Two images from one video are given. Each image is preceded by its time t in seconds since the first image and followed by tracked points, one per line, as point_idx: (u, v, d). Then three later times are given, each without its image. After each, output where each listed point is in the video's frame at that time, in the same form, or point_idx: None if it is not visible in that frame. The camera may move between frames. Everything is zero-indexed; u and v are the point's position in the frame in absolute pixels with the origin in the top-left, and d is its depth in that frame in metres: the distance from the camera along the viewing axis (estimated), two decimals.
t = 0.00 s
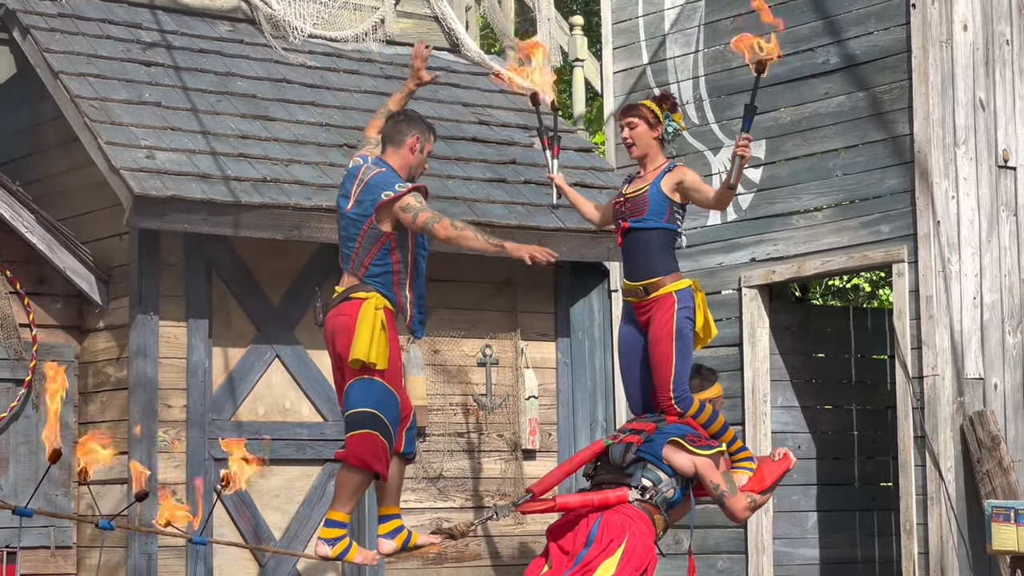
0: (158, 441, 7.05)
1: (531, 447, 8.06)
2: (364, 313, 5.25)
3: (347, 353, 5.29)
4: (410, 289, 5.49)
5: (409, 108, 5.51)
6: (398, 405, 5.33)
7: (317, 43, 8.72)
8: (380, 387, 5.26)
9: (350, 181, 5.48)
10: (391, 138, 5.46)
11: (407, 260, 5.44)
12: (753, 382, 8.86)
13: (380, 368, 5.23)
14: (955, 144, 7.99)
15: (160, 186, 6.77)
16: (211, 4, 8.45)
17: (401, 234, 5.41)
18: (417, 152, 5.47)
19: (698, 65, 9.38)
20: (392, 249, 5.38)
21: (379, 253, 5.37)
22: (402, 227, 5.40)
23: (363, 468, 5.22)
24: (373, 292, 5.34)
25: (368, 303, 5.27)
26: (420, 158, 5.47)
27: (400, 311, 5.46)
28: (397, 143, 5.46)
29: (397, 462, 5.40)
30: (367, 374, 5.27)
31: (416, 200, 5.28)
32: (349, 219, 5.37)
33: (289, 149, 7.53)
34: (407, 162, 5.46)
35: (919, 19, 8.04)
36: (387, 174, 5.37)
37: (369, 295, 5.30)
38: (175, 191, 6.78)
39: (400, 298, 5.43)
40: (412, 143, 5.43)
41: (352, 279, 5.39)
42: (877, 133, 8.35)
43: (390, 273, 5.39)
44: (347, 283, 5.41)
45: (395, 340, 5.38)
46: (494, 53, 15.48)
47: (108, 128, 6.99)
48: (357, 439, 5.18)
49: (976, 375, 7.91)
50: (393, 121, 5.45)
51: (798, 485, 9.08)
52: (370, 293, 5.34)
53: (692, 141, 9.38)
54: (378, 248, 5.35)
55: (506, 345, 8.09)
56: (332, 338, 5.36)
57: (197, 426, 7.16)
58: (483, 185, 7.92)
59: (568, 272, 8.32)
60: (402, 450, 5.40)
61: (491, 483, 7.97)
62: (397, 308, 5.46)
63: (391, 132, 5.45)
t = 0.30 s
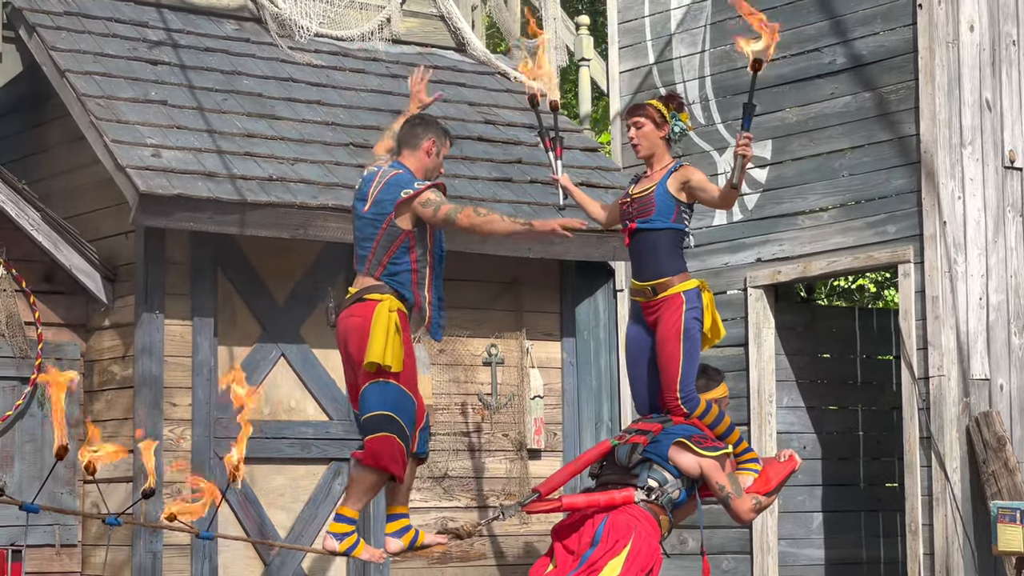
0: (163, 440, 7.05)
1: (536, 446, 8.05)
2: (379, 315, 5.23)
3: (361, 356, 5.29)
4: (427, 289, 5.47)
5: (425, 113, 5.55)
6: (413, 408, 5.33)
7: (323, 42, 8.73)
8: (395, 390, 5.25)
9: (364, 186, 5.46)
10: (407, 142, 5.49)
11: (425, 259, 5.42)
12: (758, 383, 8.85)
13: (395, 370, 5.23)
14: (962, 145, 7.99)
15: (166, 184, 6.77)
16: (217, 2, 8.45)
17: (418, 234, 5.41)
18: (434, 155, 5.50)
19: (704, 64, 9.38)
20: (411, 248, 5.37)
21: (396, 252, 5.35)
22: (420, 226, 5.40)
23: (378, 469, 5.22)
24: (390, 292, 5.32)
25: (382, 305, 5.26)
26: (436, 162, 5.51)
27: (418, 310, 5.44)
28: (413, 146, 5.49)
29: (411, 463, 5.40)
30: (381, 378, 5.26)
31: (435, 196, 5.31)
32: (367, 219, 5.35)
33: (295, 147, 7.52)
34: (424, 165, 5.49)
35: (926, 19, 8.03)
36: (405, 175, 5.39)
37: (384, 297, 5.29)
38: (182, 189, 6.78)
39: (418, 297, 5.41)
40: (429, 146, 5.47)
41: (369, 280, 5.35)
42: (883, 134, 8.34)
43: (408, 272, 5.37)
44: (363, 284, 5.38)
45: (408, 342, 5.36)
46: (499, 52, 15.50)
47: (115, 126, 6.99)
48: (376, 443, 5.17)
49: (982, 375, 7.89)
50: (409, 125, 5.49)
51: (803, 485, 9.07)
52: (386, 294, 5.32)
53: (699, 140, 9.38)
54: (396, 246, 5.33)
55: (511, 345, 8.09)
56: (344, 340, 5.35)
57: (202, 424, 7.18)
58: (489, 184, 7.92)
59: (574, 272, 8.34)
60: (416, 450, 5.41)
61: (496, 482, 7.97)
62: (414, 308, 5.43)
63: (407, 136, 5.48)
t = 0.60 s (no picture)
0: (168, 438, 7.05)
1: (540, 445, 8.05)
2: (384, 322, 5.24)
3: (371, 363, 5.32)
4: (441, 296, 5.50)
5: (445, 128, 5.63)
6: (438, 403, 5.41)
7: (328, 40, 8.73)
8: (416, 393, 5.33)
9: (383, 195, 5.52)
10: (426, 154, 5.55)
11: (438, 264, 5.45)
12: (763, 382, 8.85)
13: (403, 376, 5.28)
14: (967, 144, 7.99)
15: (171, 182, 6.77)
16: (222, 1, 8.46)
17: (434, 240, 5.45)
18: (452, 169, 5.56)
19: (709, 63, 9.37)
20: (426, 253, 5.40)
21: (411, 256, 5.39)
22: (437, 233, 5.44)
23: (408, 468, 5.29)
24: (399, 297, 5.34)
25: (388, 311, 5.27)
26: (455, 174, 5.56)
27: (430, 314, 5.46)
28: (432, 158, 5.54)
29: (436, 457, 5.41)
30: (394, 386, 5.32)
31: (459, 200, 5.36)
32: (383, 224, 5.40)
33: (300, 146, 7.52)
34: (443, 177, 5.54)
35: (931, 18, 8.03)
36: (423, 182, 5.45)
37: (390, 303, 5.30)
38: (186, 187, 6.78)
39: (430, 301, 5.43)
40: (448, 158, 5.53)
41: (382, 283, 5.38)
42: (888, 133, 8.34)
43: (421, 277, 5.40)
44: (374, 289, 5.41)
45: (418, 345, 5.41)
46: (504, 52, 15.51)
47: (120, 124, 6.99)
48: (412, 444, 5.23)
49: (987, 375, 7.87)
50: (429, 138, 5.56)
51: (808, 485, 9.06)
52: (392, 300, 5.33)
53: (704, 140, 9.37)
54: (412, 250, 5.38)
55: (516, 344, 8.09)
56: (353, 348, 5.38)
57: (206, 422, 7.16)
58: (494, 183, 7.92)
59: (579, 271, 8.32)
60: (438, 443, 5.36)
61: (500, 481, 7.96)
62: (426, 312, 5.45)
63: (427, 148, 5.55)
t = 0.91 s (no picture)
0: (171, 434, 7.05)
1: (544, 442, 8.06)
2: (381, 336, 5.48)
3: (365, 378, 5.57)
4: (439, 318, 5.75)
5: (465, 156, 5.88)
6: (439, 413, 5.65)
7: (332, 37, 8.73)
8: (414, 404, 5.58)
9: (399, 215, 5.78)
10: (444, 179, 5.80)
11: (444, 287, 5.70)
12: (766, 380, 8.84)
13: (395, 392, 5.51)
14: (971, 142, 7.98)
15: (174, 179, 6.77)
16: None
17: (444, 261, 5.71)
18: (467, 197, 5.82)
19: (713, 61, 9.36)
20: (433, 273, 5.65)
21: (419, 273, 5.63)
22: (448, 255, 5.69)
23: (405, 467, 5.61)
24: (395, 315, 5.57)
25: (385, 327, 5.50)
26: (470, 202, 5.81)
27: (424, 335, 5.71)
28: (450, 184, 5.80)
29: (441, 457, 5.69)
30: (391, 400, 5.59)
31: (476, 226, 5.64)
32: (397, 239, 5.65)
33: (303, 143, 7.52)
34: (458, 204, 5.80)
35: (935, 16, 8.02)
36: (439, 206, 5.71)
37: (389, 320, 5.53)
38: (190, 184, 6.79)
39: (427, 323, 5.69)
40: (464, 185, 5.78)
41: (388, 295, 5.63)
42: (892, 131, 8.33)
43: (425, 296, 5.65)
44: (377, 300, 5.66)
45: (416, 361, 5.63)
46: (508, 49, 15.51)
47: (123, 121, 6.99)
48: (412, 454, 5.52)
49: (990, 373, 7.87)
50: (448, 162, 5.81)
51: (811, 483, 9.06)
52: (390, 316, 5.57)
53: (708, 138, 9.36)
54: (421, 267, 5.61)
55: (519, 341, 8.08)
56: (349, 363, 5.62)
57: (209, 419, 7.17)
58: (497, 180, 7.93)
59: (582, 270, 8.32)
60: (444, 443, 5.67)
61: (503, 478, 7.97)
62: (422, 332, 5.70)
63: (446, 173, 5.80)
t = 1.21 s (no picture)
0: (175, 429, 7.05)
1: (546, 437, 8.06)
2: (379, 394, 5.29)
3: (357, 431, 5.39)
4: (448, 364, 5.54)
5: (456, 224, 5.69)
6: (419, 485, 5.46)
7: (335, 32, 8.73)
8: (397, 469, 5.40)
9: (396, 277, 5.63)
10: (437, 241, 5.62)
11: (449, 330, 5.49)
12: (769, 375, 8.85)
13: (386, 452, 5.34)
14: (975, 137, 7.98)
15: (178, 174, 6.77)
16: None
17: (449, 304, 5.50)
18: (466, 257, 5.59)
19: (716, 56, 9.36)
20: (438, 315, 5.44)
21: (422, 317, 5.43)
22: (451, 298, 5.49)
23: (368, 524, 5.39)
24: (400, 368, 5.39)
25: (384, 384, 5.31)
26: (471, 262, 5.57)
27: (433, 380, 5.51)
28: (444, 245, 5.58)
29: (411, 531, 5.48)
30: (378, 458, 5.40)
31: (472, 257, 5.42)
32: (395, 290, 5.48)
33: (306, 138, 7.52)
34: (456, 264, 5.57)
35: (939, 11, 8.02)
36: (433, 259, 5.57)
37: (390, 375, 5.35)
38: (193, 179, 6.78)
39: (436, 366, 5.49)
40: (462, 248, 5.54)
41: (390, 343, 5.43)
42: (896, 126, 8.33)
43: (429, 339, 5.45)
44: (381, 352, 5.44)
45: (410, 420, 5.46)
46: (511, 44, 15.52)
47: (126, 116, 6.99)
48: (378, 515, 5.32)
49: (994, 368, 7.84)
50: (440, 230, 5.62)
51: (814, 478, 9.06)
52: (393, 373, 5.38)
53: (712, 133, 9.36)
54: (423, 311, 5.42)
55: (522, 336, 8.07)
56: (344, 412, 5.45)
57: (213, 414, 7.17)
58: (500, 175, 7.93)
59: (585, 264, 8.34)
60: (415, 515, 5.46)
61: (506, 473, 7.97)
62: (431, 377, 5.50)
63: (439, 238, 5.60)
